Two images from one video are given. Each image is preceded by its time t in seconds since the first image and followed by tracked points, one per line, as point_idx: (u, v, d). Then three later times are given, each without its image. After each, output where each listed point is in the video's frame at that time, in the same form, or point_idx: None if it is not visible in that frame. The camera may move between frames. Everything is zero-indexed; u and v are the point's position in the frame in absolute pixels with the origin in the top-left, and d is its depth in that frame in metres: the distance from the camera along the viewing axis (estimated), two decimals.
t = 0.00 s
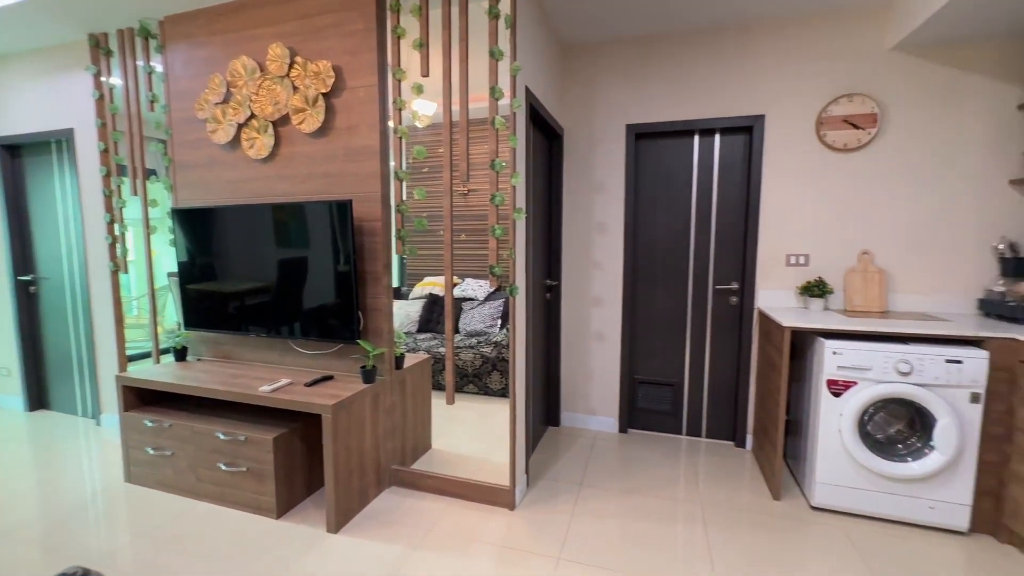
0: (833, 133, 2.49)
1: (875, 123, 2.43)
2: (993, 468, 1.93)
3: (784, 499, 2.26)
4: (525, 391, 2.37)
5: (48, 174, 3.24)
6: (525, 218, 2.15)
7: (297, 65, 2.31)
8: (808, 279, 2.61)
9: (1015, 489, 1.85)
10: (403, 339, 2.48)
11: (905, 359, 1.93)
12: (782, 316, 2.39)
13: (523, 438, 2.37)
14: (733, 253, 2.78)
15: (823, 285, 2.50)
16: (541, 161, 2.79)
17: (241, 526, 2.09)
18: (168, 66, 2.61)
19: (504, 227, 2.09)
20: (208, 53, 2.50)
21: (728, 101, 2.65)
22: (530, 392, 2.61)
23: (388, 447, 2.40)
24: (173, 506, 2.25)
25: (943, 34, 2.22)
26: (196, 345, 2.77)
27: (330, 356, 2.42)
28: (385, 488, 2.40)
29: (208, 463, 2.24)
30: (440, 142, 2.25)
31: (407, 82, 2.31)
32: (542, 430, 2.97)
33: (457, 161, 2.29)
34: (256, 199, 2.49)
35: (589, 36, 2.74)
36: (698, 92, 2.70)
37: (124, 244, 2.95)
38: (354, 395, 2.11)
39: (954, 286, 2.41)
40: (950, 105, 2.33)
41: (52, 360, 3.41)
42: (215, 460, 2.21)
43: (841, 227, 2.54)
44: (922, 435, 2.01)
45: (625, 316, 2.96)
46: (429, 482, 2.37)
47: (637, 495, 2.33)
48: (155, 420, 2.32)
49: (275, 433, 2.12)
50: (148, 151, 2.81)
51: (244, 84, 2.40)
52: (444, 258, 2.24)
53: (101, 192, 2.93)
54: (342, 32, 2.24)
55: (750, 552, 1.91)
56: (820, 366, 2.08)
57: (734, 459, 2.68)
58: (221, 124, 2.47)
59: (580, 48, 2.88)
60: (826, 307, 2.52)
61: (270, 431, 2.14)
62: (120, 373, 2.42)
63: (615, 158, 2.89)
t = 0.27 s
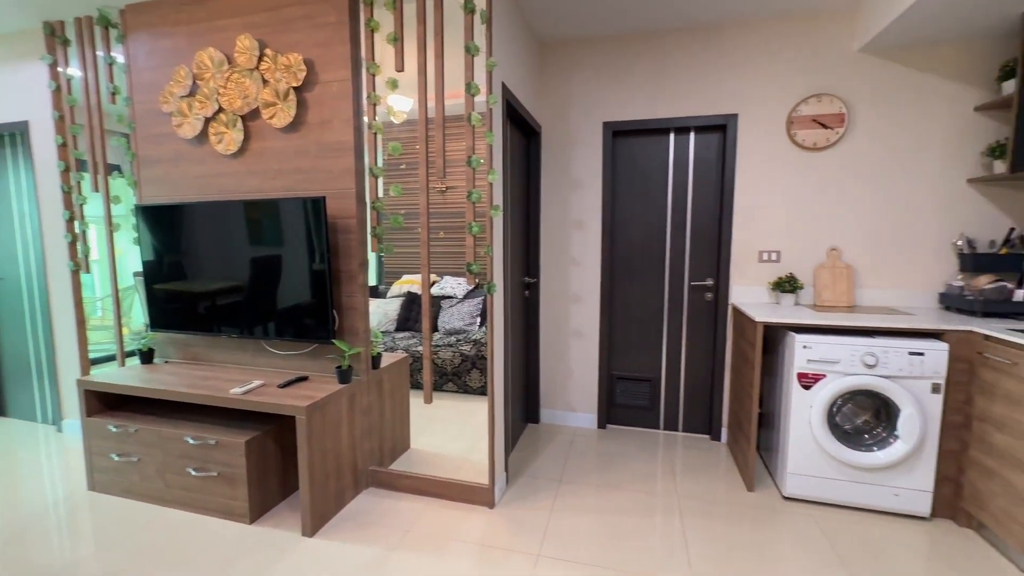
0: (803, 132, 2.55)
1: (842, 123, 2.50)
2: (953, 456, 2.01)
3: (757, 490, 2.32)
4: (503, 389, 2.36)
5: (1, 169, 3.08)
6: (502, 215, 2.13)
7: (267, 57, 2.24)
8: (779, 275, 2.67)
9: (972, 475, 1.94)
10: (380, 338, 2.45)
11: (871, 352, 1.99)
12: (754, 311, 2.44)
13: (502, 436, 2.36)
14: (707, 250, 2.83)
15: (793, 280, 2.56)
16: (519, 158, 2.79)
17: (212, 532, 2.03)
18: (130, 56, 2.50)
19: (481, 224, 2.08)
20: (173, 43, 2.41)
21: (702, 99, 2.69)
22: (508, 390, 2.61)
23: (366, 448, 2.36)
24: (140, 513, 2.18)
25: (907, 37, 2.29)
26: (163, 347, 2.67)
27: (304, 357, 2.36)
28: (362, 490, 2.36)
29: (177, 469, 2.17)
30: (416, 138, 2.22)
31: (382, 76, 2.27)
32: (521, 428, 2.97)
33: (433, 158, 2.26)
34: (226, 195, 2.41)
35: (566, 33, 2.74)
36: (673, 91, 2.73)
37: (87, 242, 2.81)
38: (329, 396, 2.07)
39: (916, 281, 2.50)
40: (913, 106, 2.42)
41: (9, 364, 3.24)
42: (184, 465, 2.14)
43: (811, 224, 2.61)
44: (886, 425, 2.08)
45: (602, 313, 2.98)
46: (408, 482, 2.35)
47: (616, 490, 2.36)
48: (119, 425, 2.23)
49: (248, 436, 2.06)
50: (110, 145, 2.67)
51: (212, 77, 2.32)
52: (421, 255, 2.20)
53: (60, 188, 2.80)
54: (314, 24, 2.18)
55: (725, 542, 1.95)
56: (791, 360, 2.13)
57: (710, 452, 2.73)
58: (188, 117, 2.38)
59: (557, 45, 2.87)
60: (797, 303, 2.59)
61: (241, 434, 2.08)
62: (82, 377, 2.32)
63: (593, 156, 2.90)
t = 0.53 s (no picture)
0: (771, 132, 2.61)
1: (808, 122, 2.57)
2: (912, 444, 2.09)
3: (729, 482, 2.37)
4: (479, 387, 2.34)
5: None
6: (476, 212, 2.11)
7: (230, 48, 2.16)
8: (749, 271, 2.73)
9: (929, 462, 2.02)
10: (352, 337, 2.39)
11: (835, 345, 2.06)
12: (725, 307, 2.49)
13: (478, 436, 2.34)
14: (680, 247, 2.87)
15: (763, 276, 2.61)
16: (494, 155, 2.77)
17: (177, 541, 1.95)
18: (83, 45, 2.38)
19: (455, 221, 2.05)
20: (129, 32, 2.30)
21: (674, 98, 2.72)
22: (484, 389, 2.59)
23: (339, 450, 2.31)
24: (100, 524, 2.08)
25: (868, 39, 2.37)
26: (123, 350, 2.56)
27: (273, 358, 2.30)
28: (336, 493, 2.31)
29: (139, 477, 2.08)
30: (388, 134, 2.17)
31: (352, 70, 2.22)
32: (498, 426, 2.96)
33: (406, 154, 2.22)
34: (189, 192, 2.32)
35: (540, 30, 2.73)
36: (646, 89, 2.75)
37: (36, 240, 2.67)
38: (299, 398, 2.02)
39: (878, 276, 2.59)
40: (874, 106, 2.50)
41: None
42: (146, 473, 2.06)
43: (779, 221, 2.68)
44: (850, 415, 2.15)
45: (578, 310, 3.00)
46: (383, 483, 2.31)
47: (592, 485, 2.37)
48: (76, 432, 2.13)
49: (214, 441, 1.99)
50: (62, 138, 2.55)
51: (171, 67, 2.22)
52: (393, 253, 2.15)
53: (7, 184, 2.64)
54: (280, 15, 2.11)
55: (697, 533, 1.99)
56: (761, 354, 2.18)
57: (683, 446, 2.78)
58: (146, 110, 2.28)
59: (532, 41, 2.86)
60: (766, 298, 2.65)
61: (207, 439, 2.01)
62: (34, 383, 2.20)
63: (567, 153, 2.90)
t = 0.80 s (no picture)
0: (742, 131, 2.65)
1: (776, 122, 2.62)
2: (876, 434, 2.15)
3: (702, 476, 2.40)
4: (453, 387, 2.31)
5: None
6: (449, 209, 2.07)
7: (189, 37, 2.06)
8: (721, 268, 2.78)
9: (892, 452, 2.09)
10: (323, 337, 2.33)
11: (803, 340, 2.10)
12: (698, 303, 2.53)
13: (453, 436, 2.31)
14: (654, 244, 2.89)
15: (734, 273, 2.67)
16: (468, 151, 2.73)
17: (136, 554, 1.86)
18: (28, 31, 2.24)
19: (428, 219, 2.01)
20: (79, 18, 2.17)
21: (647, 96, 2.74)
22: (459, 388, 2.56)
23: (310, 454, 2.25)
24: (51, 538, 1.97)
25: (833, 41, 2.42)
26: (78, 354, 2.43)
27: (239, 361, 2.21)
28: (307, 498, 2.25)
29: (94, 487, 1.97)
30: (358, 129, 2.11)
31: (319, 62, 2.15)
32: (474, 425, 2.94)
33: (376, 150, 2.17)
34: (146, 187, 2.21)
35: (514, 25, 2.70)
36: (620, 87, 2.76)
37: None
38: (266, 402, 1.95)
39: (843, 272, 2.67)
40: (839, 107, 2.56)
41: None
42: (102, 483, 1.96)
43: (750, 219, 2.72)
44: (818, 408, 2.20)
45: (554, 308, 2.99)
46: (356, 487, 2.26)
47: (568, 482, 2.37)
48: (24, 442, 2.01)
49: (175, 448, 1.91)
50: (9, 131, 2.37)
51: (126, 56, 2.11)
52: (364, 251, 2.09)
53: None
54: (242, 3, 2.03)
55: (672, 528, 2.01)
56: (732, 349, 2.21)
57: (658, 441, 2.80)
58: (99, 101, 2.16)
59: (506, 37, 2.84)
60: (737, 294, 2.70)
61: (168, 446, 1.92)
62: None
63: (542, 150, 2.89)
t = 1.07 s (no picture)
0: (720, 129, 2.67)
1: (754, 121, 2.64)
2: (850, 429, 2.19)
3: (682, 473, 2.41)
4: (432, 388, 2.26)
5: None
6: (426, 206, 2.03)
7: (152, 26, 1.96)
8: (701, 266, 2.79)
9: (866, 446, 2.12)
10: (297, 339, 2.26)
11: (780, 337, 2.12)
12: (678, 301, 2.54)
13: (432, 438, 2.27)
14: (635, 243, 2.89)
15: (713, 271, 2.69)
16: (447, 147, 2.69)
17: (96, 568, 1.77)
18: None
19: (405, 216, 1.96)
20: (32, 3, 2.05)
21: (627, 94, 2.73)
22: (439, 389, 2.52)
23: (283, 459, 2.18)
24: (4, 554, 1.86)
25: (809, 41, 2.45)
26: (35, 359, 2.31)
27: (208, 364, 2.13)
28: (281, 505, 2.18)
29: (51, 499, 1.87)
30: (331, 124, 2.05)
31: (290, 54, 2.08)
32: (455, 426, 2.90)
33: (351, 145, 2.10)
34: (107, 183, 2.10)
35: (492, 20, 2.67)
36: (600, 84, 2.75)
37: None
38: (236, 406, 1.87)
39: (819, 270, 2.70)
40: (815, 107, 2.60)
41: None
42: (59, 494, 1.86)
43: (728, 218, 2.74)
44: (795, 404, 2.23)
45: (534, 306, 2.97)
46: (331, 492, 2.19)
47: (550, 482, 2.35)
48: None
49: (138, 456, 1.82)
50: None
51: (84, 45, 2.00)
52: (339, 249, 2.02)
53: None
54: None
55: (652, 527, 2.01)
56: (711, 347, 2.22)
57: (639, 439, 2.81)
58: (55, 91, 2.05)
59: (485, 32, 2.80)
60: (716, 292, 2.72)
61: (130, 454, 1.83)
62: None
63: (522, 147, 2.86)
